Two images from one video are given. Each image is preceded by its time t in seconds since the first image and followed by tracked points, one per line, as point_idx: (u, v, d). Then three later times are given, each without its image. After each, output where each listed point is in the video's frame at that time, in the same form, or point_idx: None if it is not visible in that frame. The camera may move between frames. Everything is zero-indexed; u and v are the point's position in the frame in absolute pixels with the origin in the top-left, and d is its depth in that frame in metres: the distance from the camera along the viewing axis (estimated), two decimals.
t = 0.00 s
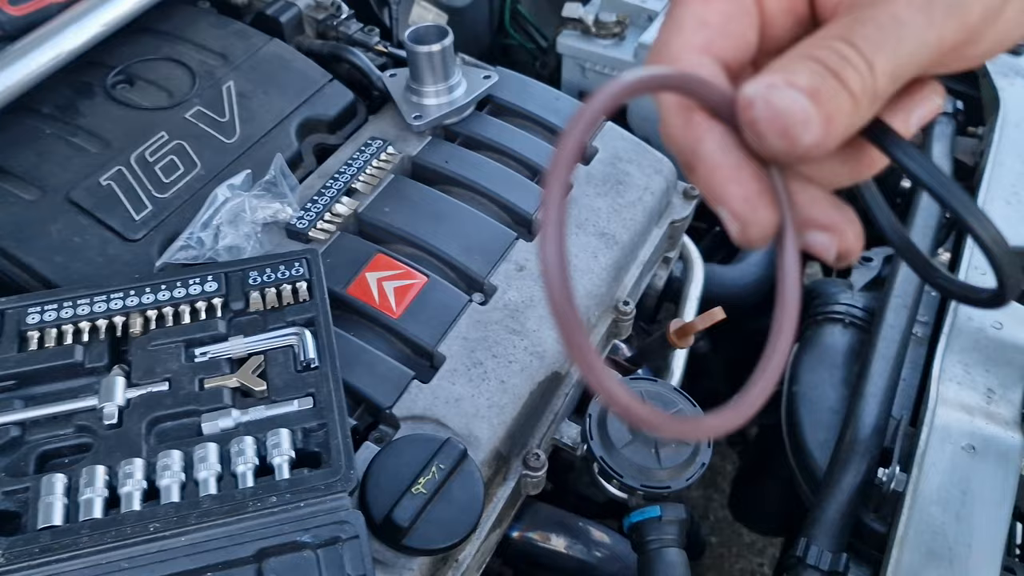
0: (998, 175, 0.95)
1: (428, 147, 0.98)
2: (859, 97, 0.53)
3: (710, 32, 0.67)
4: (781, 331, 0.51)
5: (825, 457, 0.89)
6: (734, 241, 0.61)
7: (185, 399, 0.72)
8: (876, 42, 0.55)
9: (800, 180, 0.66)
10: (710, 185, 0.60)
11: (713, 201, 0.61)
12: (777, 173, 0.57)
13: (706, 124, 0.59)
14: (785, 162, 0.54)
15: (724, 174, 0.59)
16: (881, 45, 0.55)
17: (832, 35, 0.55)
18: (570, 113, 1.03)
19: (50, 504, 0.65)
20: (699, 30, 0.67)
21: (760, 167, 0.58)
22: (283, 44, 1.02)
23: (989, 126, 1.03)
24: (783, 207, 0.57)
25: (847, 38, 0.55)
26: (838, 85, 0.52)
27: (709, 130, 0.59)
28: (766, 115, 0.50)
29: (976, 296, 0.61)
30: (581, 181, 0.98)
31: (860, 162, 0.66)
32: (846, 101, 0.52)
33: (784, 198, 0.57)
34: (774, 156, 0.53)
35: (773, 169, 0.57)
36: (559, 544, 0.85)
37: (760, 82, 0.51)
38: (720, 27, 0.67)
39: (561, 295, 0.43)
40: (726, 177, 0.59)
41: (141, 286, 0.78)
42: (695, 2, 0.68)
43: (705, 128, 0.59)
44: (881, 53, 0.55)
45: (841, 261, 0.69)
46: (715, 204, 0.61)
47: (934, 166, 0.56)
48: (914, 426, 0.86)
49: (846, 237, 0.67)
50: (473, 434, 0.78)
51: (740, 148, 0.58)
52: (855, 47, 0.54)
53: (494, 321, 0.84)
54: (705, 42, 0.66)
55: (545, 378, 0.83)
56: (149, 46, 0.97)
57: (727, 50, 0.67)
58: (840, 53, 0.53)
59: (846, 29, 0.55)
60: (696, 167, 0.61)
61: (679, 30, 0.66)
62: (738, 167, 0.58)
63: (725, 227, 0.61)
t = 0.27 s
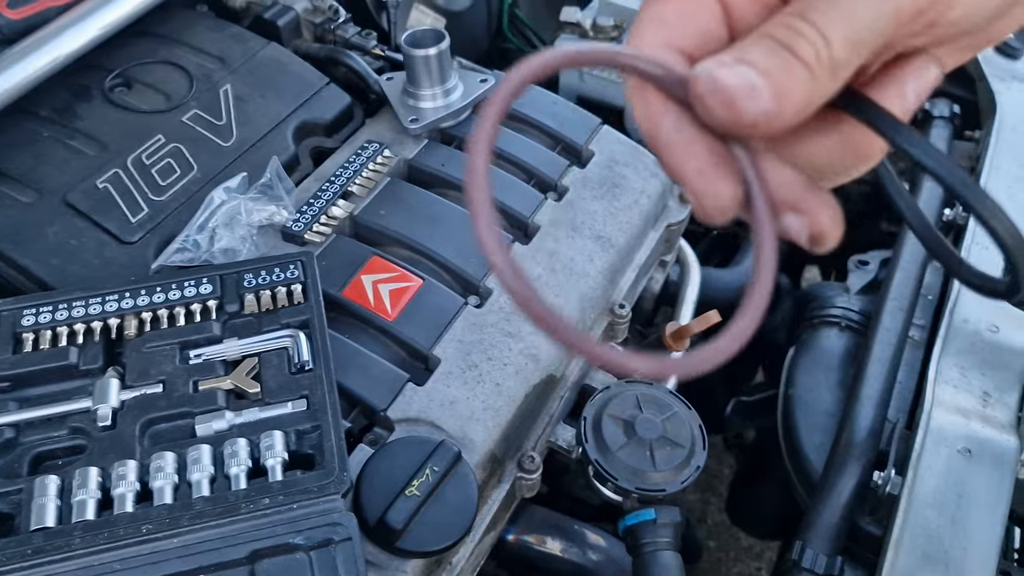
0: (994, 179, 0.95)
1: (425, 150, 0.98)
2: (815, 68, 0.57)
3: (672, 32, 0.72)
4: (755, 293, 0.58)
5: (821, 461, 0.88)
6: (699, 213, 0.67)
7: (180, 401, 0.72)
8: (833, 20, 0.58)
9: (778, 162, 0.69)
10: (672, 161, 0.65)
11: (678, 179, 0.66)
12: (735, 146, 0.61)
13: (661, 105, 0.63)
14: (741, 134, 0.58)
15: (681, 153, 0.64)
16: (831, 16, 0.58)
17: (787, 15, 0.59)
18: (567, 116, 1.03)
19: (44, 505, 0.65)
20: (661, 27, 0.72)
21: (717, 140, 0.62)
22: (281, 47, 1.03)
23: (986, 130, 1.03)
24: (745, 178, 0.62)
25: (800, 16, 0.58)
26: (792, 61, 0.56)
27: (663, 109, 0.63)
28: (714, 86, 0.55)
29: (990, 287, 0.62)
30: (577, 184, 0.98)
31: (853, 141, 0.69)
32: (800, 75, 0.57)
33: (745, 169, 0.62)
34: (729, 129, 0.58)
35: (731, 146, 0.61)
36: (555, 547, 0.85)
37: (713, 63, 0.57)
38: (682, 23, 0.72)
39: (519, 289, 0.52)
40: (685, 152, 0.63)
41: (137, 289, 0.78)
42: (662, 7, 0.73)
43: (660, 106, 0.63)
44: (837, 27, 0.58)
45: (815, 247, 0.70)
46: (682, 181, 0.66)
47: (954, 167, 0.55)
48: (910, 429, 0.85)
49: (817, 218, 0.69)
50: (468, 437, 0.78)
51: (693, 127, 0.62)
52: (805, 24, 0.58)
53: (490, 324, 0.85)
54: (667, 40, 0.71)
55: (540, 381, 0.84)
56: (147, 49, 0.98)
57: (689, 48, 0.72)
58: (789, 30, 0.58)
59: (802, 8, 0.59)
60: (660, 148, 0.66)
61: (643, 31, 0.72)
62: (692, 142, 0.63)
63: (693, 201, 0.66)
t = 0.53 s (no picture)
0: (989, 183, 0.95)
1: (421, 152, 0.98)
2: (775, 75, 0.58)
3: (643, 47, 0.72)
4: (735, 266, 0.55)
5: (817, 463, 0.89)
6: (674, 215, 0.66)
7: (175, 400, 0.73)
8: (793, 28, 0.59)
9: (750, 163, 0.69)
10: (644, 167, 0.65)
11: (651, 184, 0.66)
12: (704, 150, 0.61)
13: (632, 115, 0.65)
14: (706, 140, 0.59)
15: (653, 155, 0.64)
16: (790, 23, 0.59)
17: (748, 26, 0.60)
18: (564, 119, 1.04)
19: (39, 504, 0.65)
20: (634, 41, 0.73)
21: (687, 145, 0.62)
22: (278, 49, 1.03)
23: (982, 133, 1.03)
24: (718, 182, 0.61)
25: (760, 26, 0.60)
26: (752, 68, 0.58)
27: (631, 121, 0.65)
28: (678, 94, 0.56)
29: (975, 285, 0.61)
30: (573, 187, 0.98)
31: (825, 145, 0.71)
32: (760, 82, 0.58)
33: (718, 171, 0.61)
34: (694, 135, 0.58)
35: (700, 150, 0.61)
36: (551, 549, 0.85)
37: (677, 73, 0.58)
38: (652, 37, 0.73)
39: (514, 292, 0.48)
40: (656, 157, 0.64)
41: (133, 289, 0.78)
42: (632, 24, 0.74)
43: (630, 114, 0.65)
44: (797, 33, 0.59)
45: (786, 242, 0.72)
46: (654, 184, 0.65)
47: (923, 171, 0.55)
48: (905, 431, 0.86)
49: (785, 214, 0.70)
50: (463, 437, 0.78)
51: (662, 134, 0.63)
52: (765, 33, 0.59)
53: (485, 326, 0.85)
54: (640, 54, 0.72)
55: (535, 383, 0.84)
56: (145, 52, 0.98)
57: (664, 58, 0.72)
58: (749, 40, 0.59)
59: (762, 18, 0.60)
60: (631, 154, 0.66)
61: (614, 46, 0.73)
62: (663, 146, 0.63)
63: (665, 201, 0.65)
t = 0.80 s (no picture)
0: (986, 185, 0.97)
1: (427, 151, 1.00)
2: (787, 80, 0.57)
3: (645, 54, 0.73)
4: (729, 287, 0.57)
5: (817, 459, 0.90)
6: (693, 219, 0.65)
7: (187, 392, 0.74)
8: (799, 37, 0.58)
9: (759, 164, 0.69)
10: (659, 171, 0.65)
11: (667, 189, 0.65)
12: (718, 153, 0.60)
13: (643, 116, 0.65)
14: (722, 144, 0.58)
15: (665, 158, 0.64)
16: (799, 32, 0.58)
17: (756, 33, 0.59)
18: (567, 120, 1.05)
19: (54, 492, 0.67)
20: (638, 49, 0.73)
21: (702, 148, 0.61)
22: (286, 50, 1.04)
23: (981, 135, 1.04)
24: (727, 183, 0.60)
25: (770, 33, 0.59)
26: (764, 74, 0.56)
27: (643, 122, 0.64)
28: (695, 96, 0.55)
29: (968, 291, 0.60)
30: (576, 186, 0.99)
31: (829, 150, 0.71)
32: (774, 86, 0.56)
33: (729, 173, 0.60)
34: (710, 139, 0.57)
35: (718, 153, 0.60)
36: (554, 542, 0.86)
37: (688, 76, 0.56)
38: (657, 46, 0.74)
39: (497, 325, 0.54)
40: (670, 159, 0.63)
41: (145, 283, 0.80)
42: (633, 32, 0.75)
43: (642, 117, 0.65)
44: (805, 39, 0.58)
45: (800, 244, 0.69)
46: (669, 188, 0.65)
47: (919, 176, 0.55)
48: (904, 427, 0.87)
49: (800, 215, 0.68)
50: (468, 431, 0.79)
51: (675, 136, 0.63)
52: (776, 40, 0.58)
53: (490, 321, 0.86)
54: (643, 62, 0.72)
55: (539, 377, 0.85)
56: (155, 52, 1.00)
57: (663, 62, 0.73)
58: (760, 48, 0.58)
59: (770, 25, 0.59)
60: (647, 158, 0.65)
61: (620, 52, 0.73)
62: (674, 149, 0.63)
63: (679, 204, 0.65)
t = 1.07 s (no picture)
0: (991, 184, 0.97)
1: (431, 149, 1.00)
2: (797, 78, 0.57)
3: (652, 44, 0.73)
4: (742, 294, 0.57)
5: (821, 457, 0.90)
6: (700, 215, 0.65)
7: (192, 388, 0.74)
8: (810, 35, 0.58)
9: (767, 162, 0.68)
10: (667, 166, 0.64)
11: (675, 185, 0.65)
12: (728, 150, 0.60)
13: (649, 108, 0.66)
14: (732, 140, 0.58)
15: (674, 153, 0.63)
16: (810, 30, 0.59)
17: (766, 29, 0.59)
18: (571, 118, 1.05)
19: (60, 488, 0.67)
20: (645, 41, 0.74)
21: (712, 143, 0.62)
22: (290, 48, 1.04)
23: (985, 134, 1.04)
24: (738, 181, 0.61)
25: (781, 29, 0.59)
26: (776, 71, 0.56)
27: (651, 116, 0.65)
28: (707, 90, 0.55)
29: (974, 295, 0.63)
30: (580, 184, 0.99)
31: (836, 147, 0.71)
32: (785, 83, 0.56)
33: (739, 173, 0.61)
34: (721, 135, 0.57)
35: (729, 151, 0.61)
36: (557, 541, 0.86)
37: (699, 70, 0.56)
38: (665, 38, 0.74)
39: (512, 308, 0.53)
40: (679, 154, 0.63)
41: (150, 280, 0.80)
42: (640, 25, 0.75)
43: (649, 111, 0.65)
44: (815, 38, 0.59)
45: (809, 245, 0.69)
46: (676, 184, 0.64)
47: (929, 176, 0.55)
48: (909, 427, 0.86)
49: (810, 216, 0.67)
50: (472, 428, 0.79)
51: (686, 132, 0.62)
52: (787, 37, 0.58)
53: (495, 319, 0.86)
54: (648, 53, 0.73)
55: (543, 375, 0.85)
56: (160, 50, 1.00)
57: (670, 53, 0.73)
58: (771, 43, 0.58)
59: (781, 21, 0.59)
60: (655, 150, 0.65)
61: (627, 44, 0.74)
62: (682, 143, 0.63)
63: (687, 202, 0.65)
